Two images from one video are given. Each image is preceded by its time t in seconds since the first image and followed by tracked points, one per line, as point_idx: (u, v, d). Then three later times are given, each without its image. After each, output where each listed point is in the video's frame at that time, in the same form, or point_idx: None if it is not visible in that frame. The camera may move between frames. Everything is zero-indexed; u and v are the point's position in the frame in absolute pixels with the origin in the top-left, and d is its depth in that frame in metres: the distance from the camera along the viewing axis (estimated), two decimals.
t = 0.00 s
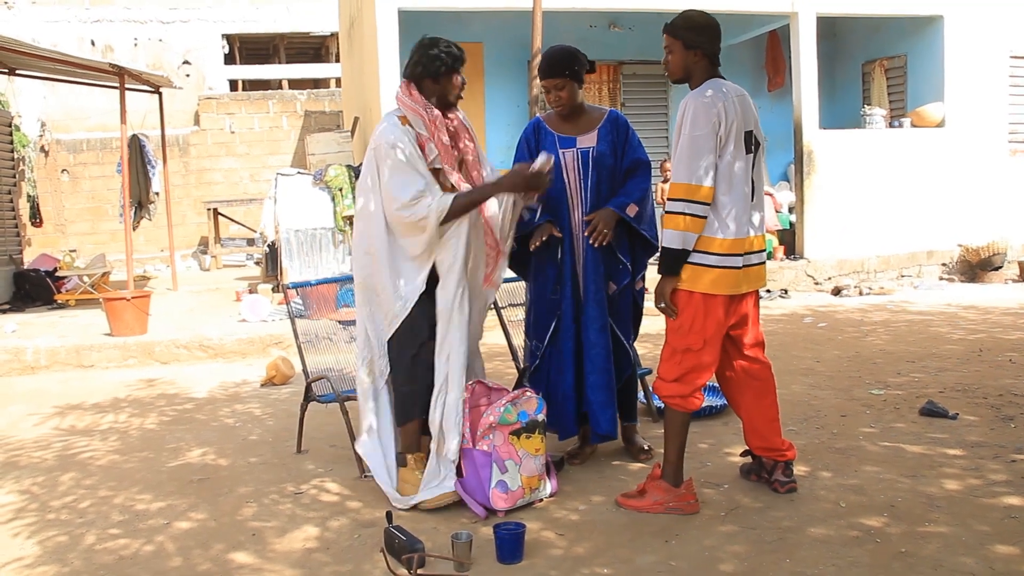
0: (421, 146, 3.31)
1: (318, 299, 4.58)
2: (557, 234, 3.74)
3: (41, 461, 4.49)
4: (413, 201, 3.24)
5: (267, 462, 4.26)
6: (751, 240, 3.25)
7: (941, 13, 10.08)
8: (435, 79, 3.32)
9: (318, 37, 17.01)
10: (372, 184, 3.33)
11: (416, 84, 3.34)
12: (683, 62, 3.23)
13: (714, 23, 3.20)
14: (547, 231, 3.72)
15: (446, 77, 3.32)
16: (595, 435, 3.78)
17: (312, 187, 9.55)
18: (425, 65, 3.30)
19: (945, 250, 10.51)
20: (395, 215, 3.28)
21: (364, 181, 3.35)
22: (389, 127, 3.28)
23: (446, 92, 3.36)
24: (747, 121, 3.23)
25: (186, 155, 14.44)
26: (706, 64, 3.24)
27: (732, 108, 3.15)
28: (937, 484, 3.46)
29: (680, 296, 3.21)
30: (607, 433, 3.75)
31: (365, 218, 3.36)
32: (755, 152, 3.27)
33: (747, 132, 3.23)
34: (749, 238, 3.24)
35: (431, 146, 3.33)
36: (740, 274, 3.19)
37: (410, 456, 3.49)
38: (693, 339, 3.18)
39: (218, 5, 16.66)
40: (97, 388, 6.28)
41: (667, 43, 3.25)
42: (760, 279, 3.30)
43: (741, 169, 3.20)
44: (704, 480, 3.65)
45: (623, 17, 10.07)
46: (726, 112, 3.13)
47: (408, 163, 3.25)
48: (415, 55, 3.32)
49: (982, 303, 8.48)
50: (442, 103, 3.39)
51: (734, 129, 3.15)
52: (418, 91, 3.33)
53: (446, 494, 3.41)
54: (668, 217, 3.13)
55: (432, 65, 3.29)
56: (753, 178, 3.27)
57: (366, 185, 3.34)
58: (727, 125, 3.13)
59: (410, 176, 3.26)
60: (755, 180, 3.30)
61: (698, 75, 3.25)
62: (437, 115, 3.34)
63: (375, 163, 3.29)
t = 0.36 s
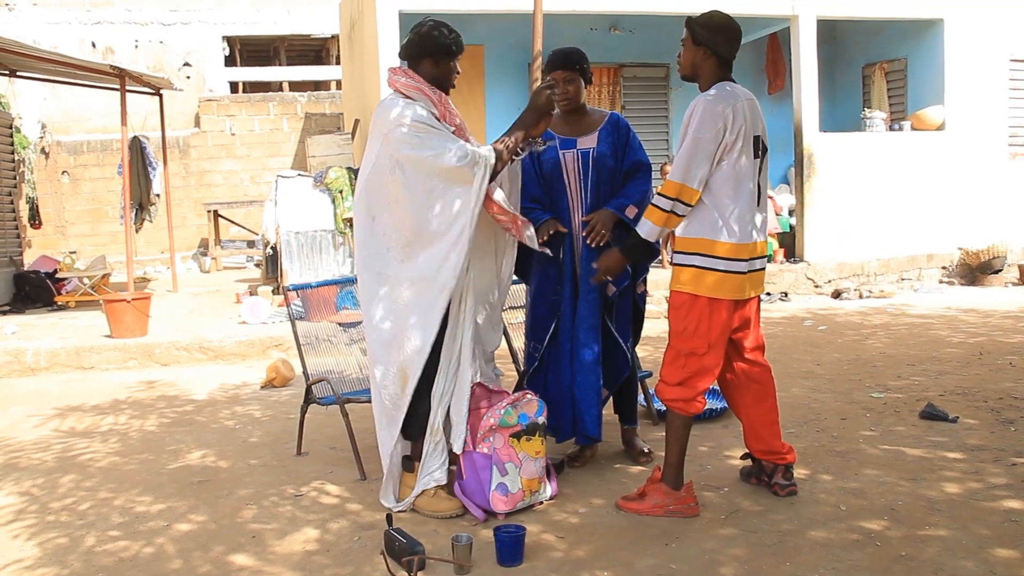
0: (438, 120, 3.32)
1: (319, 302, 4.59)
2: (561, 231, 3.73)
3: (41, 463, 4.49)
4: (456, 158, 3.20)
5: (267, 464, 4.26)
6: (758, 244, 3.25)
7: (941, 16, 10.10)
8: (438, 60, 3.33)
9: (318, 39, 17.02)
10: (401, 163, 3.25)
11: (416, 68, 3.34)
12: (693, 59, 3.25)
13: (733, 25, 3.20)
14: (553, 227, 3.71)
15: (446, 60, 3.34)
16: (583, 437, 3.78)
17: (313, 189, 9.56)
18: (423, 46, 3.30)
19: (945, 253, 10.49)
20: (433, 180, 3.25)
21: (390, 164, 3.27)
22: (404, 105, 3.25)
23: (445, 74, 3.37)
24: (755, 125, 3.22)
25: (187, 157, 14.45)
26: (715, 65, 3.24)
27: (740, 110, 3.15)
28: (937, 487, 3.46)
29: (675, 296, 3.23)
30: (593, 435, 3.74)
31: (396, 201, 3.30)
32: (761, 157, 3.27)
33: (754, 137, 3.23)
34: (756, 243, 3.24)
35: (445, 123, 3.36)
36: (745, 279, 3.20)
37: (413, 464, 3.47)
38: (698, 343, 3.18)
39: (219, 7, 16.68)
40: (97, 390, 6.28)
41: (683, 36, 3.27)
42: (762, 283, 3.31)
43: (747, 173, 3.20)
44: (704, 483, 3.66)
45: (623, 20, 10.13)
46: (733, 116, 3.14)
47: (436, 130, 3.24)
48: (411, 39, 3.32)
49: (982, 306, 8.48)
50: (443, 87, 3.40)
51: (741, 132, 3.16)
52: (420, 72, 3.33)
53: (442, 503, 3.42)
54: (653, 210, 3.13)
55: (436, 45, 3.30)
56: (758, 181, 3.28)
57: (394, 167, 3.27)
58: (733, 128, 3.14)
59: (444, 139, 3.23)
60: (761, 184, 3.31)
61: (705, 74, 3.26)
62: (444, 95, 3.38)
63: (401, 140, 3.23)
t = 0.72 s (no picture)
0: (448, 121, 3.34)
1: (318, 304, 4.58)
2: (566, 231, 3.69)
3: (41, 465, 4.49)
4: (462, 160, 3.20)
5: (267, 466, 4.26)
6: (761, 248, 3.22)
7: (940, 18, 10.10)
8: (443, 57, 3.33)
9: (318, 41, 17.02)
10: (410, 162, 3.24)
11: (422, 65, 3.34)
12: (699, 64, 3.25)
13: (735, 27, 3.20)
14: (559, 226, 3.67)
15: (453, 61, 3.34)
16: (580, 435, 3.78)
17: (312, 190, 9.53)
18: (429, 44, 3.29)
19: (944, 255, 10.48)
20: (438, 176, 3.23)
21: (395, 165, 3.25)
22: (413, 106, 3.25)
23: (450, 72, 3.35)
24: (756, 127, 3.20)
25: (186, 159, 14.44)
26: (723, 69, 3.25)
27: (739, 111, 3.15)
28: (937, 489, 3.46)
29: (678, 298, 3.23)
30: (585, 433, 3.76)
31: (401, 199, 3.26)
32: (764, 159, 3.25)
33: (756, 139, 3.20)
34: (758, 245, 3.21)
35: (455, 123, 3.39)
36: (750, 279, 3.20)
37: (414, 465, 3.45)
38: (702, 345, 3.18)
39: (218, 8, 16.68)
40: (95, 391, 6.28)
41: (688, 42, 3.27)
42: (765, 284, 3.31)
43: (745, 173, 3.18)
44: (703, 484, 3.66)
45: (623, 21, 10.20)
46: (729, 116, 3.13)
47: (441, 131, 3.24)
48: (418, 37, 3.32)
49: (981, 308, 8.49)
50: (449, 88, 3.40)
51: (736, 134, 3.15)
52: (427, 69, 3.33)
53: (442, 506, 3.43)
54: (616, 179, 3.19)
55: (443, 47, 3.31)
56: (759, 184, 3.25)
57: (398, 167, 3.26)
58: (726, 126, 3.13)
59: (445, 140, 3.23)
60: (764, 186, 3.28)
61: (713, 79, 3.26)
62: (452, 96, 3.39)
63: (408, 141, 3.22)
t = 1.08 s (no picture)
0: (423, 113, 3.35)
1: (317, 304, 4.59)
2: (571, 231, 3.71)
3: (39, 465, 4.49)
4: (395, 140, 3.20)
5: (265, 466, 4.26)
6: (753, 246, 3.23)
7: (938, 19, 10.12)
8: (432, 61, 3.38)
9: (316, 41, 17.02)
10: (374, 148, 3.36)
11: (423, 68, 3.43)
12: (689, 70, 3.24)
13: (721, 30, 3.20)
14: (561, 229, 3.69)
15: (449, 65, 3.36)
16: (579, 435, 3.79)
17: (310, 192, 9.49)
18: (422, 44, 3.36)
19: (942, 255, 10.50)
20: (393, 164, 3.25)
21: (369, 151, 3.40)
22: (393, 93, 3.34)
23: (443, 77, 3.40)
24: (745, 129, 3.19)
25: (184, 159, 14.43)
26: (712, 73, 3.25)
27: (728, 114, 3.14)
28: (935, 489, 3.46)
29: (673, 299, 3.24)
30: (586, 432, 3.76)
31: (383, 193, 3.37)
32: (755, 160, 3.24)
33: (745, 140, 3.19)
34: (751, 243, 3.22)
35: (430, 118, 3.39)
36: (744, 279, 3.21)
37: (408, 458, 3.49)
38: (698, 345, 3.18)
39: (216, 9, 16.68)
40: (93, 392, 6.27)
41: (675, 49, 3.26)
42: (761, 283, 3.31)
43: (737, 176, 3.18)
44: (701, 485, 3.66)
45: (621, 23, 10.17)
46: (716, 121, 3.12)
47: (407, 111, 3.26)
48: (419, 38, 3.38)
49: (979, 309, 8.50)
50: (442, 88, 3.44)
51: (726, 137, 3.13)
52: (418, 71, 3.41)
53: (440, 506, 3.42)
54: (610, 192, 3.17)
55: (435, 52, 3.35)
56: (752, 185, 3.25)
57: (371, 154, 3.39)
58: (716, 131, 3.12)
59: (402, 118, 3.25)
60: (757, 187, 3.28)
61: (702, 84, 3.27)
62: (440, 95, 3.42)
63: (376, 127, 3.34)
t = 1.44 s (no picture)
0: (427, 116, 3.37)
1: (320, 301, 4.59)
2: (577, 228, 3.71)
3: (44, 460, 4.50)
4: (418, 152, 3.27)
5: (269, 462, 4.26)
6: (754, 241, 3.24)
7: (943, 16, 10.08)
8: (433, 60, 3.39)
9: (321, 38, 17.01)
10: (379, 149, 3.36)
11: (417, 66, 3.43)
12: (684, 66, 3.23)
13: (710, 23, 3.20)
14: (566, 225, 3.68)
15: (443, 63, 3.41)
16: (583, 431, 3.79)
17: (315, 187, 9.50)
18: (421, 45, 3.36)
19: (947, 252, 10.48)
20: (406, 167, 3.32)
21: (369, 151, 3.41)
22: (395, 96, 3.34)
23: (439, 77, 3.43)
24: (749, 125, 3.22)
25: (189, 155, 14.44)
26: (707, 68, 3.24)
27: (735, 112, 3.15)
28: (939, 486, 3.46)
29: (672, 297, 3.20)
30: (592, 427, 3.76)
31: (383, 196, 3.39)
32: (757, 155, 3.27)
33: (749, 136, 3.22)
34: (751, 238, 3.23)
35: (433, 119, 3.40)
36: (743, 274, 3.20)
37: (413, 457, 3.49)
38: (699, 340, 3.17)
39: (221, 4, 16.68)
40: (98, 387, 6.28)
41: (667, 47, 3.26)
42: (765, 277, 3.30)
43: (744, 173, 3.21)
44: (705, 481, 3.65)
45: (626, 19, 10.12)
46: (727, 118, 3.12)
47: (417, 123, 3.29)
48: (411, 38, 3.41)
49: (984, 306, 8.48)
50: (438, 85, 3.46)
51: (735, 135, 3.15)
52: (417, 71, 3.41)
53: (444, 501, 3.42)
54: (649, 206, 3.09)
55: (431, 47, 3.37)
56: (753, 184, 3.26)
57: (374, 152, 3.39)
58: (726, 129, 3.12)
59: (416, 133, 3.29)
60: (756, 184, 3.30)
61: (699, 79, 3.26)
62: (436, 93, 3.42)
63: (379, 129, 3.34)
